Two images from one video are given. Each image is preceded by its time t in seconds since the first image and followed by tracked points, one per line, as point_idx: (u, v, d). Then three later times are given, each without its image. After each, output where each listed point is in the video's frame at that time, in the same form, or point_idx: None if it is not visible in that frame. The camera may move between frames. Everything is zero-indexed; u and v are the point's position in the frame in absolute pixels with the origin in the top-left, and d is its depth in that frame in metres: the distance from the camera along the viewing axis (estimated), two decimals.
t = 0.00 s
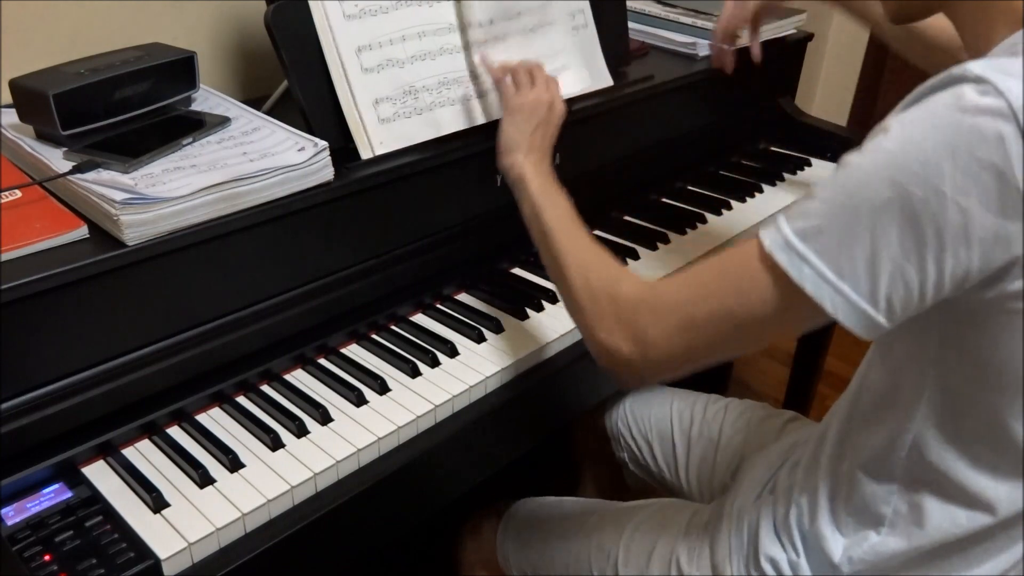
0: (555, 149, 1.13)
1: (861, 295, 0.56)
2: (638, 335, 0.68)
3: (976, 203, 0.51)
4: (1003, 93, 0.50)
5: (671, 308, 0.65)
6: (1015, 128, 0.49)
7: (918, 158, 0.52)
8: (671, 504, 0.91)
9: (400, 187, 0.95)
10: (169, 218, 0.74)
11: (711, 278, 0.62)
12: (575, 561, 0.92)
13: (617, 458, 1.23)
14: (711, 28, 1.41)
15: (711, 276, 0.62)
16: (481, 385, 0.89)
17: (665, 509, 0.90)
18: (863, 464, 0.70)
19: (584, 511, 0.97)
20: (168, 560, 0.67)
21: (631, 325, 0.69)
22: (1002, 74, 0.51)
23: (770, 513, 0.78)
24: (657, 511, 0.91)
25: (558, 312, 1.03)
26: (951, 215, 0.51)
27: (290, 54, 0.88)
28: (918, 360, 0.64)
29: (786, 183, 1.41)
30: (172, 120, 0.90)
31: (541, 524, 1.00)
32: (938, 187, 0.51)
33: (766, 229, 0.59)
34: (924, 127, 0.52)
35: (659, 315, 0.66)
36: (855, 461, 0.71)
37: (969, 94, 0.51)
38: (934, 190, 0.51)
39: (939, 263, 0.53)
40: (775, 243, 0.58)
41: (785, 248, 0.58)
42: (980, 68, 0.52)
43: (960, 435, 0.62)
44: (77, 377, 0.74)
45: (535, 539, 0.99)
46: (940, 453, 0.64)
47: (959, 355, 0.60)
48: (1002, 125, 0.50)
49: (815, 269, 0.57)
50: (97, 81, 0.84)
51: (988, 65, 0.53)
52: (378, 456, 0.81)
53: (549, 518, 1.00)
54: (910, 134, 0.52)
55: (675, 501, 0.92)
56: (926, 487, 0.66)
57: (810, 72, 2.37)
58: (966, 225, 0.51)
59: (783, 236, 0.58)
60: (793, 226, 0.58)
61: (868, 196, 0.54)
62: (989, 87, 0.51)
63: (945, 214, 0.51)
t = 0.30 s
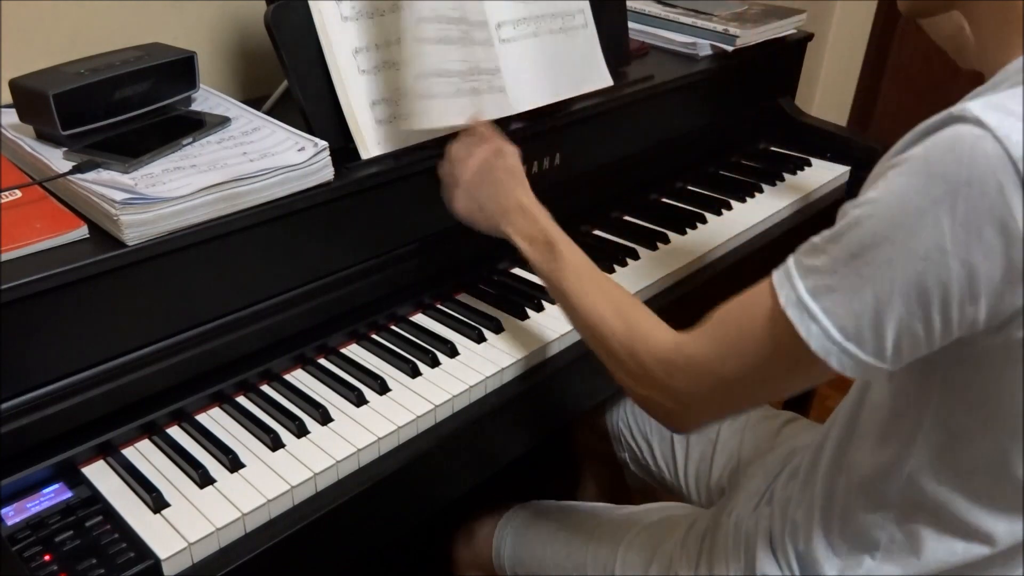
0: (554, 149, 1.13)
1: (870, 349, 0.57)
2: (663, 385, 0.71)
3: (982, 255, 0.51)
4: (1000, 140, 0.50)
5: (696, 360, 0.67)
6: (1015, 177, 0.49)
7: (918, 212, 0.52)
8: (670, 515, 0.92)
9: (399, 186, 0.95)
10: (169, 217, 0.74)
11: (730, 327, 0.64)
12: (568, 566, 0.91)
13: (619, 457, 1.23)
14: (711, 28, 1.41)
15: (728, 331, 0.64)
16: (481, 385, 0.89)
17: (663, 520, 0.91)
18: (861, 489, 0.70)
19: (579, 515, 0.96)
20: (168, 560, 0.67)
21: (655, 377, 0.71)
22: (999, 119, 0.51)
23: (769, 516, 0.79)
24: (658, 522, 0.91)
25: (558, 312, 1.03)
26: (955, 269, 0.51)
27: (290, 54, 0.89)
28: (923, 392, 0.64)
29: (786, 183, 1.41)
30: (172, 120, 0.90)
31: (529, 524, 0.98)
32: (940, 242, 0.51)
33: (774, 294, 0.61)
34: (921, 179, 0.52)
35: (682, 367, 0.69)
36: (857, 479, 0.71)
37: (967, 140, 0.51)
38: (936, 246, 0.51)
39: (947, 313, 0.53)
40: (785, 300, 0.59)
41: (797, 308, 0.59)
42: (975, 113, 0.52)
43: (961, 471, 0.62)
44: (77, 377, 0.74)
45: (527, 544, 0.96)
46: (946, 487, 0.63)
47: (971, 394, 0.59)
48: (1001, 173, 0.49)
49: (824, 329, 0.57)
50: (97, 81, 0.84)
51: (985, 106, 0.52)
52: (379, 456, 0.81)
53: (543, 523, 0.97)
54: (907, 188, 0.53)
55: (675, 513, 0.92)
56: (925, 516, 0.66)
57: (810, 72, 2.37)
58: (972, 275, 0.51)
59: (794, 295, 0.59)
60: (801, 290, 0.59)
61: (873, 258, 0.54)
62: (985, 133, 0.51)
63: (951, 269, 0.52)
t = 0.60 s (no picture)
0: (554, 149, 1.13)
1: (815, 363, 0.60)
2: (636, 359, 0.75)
3: (933, 293, 0.52)
4: (952, 181, 0.51)
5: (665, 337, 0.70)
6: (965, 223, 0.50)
7: (875, 244, 0.54)
8: (671, 524, 0.91)
9: (399, 186, 0.95)
10: (169, 217, 0.74)
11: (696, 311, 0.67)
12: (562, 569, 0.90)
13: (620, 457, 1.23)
14: (711, 28, 1.41)
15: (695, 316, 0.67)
16: (481, 385, 0.89)
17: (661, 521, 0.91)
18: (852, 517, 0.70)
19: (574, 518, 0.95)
20: (168, 560, 0.67)
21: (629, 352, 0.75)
22: (958, 158, 0.52)
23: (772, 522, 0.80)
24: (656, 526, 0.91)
25: (559, 312, 1.03)
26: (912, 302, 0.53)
27: (290, 54, 0.89)
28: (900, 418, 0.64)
29: (786, 183, 1.41)
30: (172, 120, 0.90)
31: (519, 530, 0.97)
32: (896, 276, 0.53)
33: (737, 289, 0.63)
34: (873, 212, 0.54)
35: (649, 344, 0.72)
36: (846, 498, 0.71)
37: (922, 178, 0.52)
38: (891, 275, 0.53)
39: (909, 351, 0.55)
40: (738, 287, 0.62)
41: (748, 299, 0.61)
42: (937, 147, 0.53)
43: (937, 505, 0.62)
44: (77, 377, 0.74)
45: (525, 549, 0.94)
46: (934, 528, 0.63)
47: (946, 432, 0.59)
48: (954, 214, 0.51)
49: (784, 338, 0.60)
50: (97, 81, 0.84)
51: (951, 144, 0.53)
52: (379, 456, 0.81)
53: (543, 530, 0.95)
54: (865, 221, 0.54)
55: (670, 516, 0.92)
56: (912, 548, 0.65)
57: (809, 73, 2.37)
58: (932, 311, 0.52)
59: (747, 287, 0.61)
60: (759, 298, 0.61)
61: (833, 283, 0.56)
62: (939, 171, 0.52)
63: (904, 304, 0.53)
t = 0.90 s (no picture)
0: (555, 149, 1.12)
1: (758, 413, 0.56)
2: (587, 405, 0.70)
3: (863, 322, 0.46)
4: (876, 208, 0.44)
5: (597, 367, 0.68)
6: (888, 246, 0.44)
7: (803, 282, 0.48)
8: (669, 522, 0.90)
9: (400, 186, 0.95)
10: (169, 217, 0.74)
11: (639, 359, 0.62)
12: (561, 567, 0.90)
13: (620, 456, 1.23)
14: (711, 28, 1.41)
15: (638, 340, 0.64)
16: (481, 386, 0.89)
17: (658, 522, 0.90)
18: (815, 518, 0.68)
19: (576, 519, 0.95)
20: (168, 560, 0.67)
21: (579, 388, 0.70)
22: (889, 184, 0.44)
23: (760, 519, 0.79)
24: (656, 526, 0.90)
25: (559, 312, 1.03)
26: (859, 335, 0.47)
27: (290, 54, 0.89)
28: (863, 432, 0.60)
29: (786, 183, 1.41)
30: (172, 120, 0.90)
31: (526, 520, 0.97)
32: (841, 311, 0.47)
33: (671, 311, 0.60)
34: (794, 239, 0.48)
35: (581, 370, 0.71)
36: (816, 510, 0.67)
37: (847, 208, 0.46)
38: (829, 313, 0.47)
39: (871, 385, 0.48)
40: (679, 322, 0.58)
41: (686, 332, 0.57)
42: (865, 172, 0.46)
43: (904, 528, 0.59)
44: (77, 377, 0.74)
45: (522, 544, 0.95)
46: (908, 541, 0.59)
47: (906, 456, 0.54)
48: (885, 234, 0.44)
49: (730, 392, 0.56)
50: (97, 80, 0.84)
51: (883, 170, 0.45)
52: (378, 456, 0.81)
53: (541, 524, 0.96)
54: (785, 253, 0.49)
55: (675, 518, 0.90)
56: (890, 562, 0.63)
57: (810, 73, 2.37)
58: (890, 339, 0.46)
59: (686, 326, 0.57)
60: (692, 339, 0.56)
61: (767, 321, 0.51)
62: (864, 198, 0.45)
63: (860, 333, 0.46)
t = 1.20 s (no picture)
0: (555, 148, 1.12)
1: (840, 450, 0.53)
2: None
3: (803, 280, 0.50)
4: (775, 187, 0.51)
5: None
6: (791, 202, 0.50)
7: (765, 270, 0.53)
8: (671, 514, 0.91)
9: (400, 186, 0.95)
10: (169, 217, 0.74)
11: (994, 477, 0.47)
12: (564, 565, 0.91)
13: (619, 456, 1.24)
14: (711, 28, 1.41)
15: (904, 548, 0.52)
16: (481, 385, 0.89)
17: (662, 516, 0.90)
18: (818, 512, 0.68)
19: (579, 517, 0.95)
20: (168, 560, 0.67)
21: None
22: (799, 176, 0.50)
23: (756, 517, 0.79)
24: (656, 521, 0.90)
25: (559, 311, 1.03)
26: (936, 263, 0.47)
27: (290, 54, 0.89)
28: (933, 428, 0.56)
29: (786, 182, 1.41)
30: (172, 120, 0.90)
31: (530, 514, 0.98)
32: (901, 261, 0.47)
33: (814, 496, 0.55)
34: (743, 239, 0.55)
35: None
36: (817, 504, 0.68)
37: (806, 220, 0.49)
38: (784, 278, 0.51)
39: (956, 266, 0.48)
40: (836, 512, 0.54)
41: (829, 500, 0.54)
42: (768, 174, 0.52)
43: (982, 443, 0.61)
44: (77, 377, 0.74)
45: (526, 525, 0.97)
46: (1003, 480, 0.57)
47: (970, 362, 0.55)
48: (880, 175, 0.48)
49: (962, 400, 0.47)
50: (97, 80, 0.84)
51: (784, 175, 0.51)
52: (378, 456, 0.81)
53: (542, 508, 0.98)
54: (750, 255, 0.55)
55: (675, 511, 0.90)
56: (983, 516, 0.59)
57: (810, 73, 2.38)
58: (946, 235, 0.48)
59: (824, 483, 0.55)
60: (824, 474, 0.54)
61: (852, 352, 0.50)
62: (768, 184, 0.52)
63: (928, 261, 0.47)
